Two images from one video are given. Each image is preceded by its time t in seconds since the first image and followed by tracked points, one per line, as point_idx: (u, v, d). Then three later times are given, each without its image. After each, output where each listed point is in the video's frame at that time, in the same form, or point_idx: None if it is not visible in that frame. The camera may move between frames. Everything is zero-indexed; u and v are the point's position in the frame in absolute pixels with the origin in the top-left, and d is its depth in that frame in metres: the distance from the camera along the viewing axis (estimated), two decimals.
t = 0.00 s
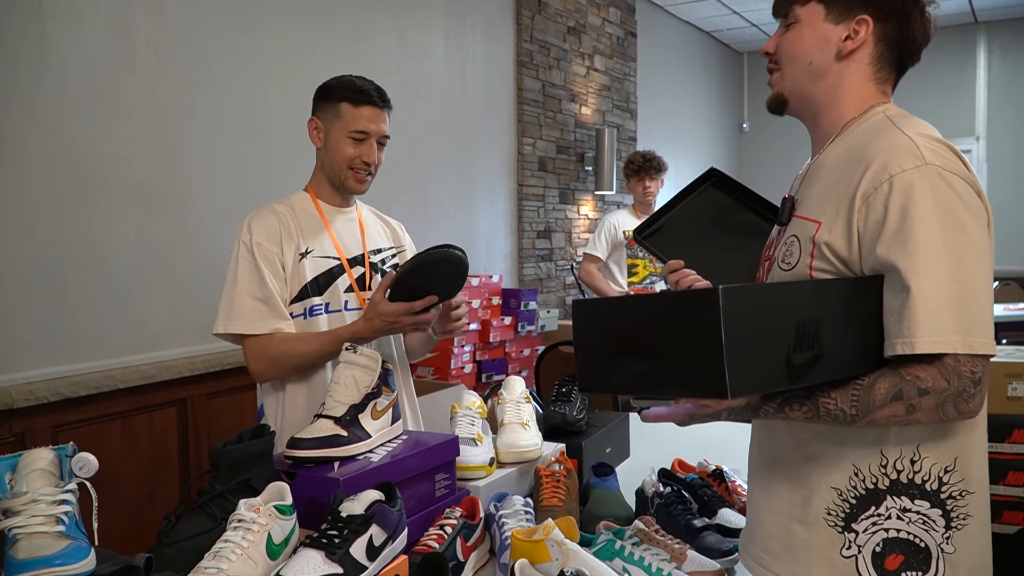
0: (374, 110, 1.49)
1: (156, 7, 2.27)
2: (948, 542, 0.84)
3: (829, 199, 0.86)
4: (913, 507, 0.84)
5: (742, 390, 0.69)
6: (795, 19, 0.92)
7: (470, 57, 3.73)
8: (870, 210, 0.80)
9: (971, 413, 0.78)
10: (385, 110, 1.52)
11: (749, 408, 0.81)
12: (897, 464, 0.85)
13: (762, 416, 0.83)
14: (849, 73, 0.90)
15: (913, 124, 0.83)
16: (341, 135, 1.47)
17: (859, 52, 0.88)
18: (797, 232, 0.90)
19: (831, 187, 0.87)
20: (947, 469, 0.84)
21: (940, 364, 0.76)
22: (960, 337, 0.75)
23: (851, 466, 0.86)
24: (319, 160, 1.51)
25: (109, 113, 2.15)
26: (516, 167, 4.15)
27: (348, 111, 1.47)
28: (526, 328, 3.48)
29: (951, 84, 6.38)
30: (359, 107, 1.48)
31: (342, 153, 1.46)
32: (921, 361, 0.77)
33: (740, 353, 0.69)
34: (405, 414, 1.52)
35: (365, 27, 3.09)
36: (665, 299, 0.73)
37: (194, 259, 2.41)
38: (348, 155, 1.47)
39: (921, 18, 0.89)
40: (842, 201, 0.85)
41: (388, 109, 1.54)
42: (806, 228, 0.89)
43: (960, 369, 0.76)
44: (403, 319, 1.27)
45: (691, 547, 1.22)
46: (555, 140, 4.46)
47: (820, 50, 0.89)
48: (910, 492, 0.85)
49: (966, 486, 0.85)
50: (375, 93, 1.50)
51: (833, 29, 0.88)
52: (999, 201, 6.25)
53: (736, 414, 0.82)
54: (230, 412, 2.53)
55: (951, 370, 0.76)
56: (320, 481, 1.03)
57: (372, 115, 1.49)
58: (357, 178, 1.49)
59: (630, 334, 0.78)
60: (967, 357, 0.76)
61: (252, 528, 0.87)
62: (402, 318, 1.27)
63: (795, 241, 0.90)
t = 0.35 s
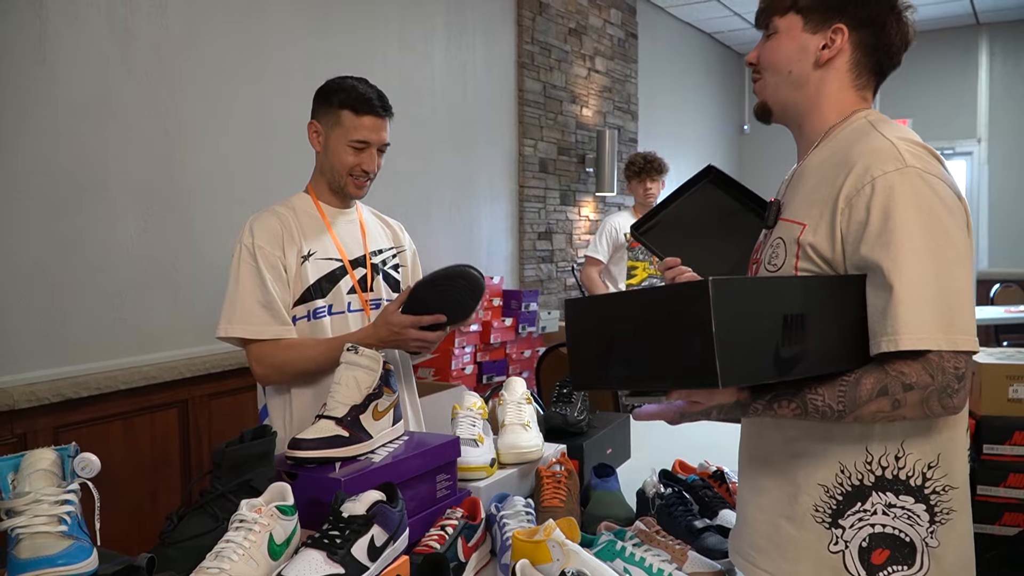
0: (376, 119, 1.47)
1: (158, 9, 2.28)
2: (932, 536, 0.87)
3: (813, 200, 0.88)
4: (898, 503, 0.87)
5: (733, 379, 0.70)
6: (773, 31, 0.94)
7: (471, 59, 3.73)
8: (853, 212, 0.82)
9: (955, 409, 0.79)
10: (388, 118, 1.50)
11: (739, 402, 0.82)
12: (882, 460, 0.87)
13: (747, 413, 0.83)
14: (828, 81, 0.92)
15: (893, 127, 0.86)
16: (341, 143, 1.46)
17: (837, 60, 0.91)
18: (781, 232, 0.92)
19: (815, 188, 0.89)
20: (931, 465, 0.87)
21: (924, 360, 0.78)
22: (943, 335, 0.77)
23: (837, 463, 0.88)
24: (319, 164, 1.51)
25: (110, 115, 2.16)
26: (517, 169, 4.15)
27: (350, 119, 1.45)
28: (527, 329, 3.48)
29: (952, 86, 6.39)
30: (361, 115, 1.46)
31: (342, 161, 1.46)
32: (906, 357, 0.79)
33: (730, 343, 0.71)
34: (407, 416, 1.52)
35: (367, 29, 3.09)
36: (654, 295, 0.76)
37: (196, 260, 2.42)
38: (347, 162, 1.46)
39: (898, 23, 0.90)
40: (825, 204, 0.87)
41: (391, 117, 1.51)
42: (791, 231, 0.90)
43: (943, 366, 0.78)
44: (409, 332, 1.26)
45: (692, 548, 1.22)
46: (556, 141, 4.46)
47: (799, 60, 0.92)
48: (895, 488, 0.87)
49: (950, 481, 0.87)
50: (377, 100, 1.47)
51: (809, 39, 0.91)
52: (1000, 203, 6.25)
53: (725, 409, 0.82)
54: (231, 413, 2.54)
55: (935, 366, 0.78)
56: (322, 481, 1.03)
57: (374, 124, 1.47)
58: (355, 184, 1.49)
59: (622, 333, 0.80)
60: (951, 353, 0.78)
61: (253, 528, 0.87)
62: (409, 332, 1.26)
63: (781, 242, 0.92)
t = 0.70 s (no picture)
0: (385, 126, 1.46)
1: (158, 10, 2.28)
2: (912, 532, 0.88)
3: (797, 207, 0.90)
4: (880, 500, 0.88)
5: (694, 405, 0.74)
6: (753, 50, 0.97)
7: (471, 59, 3.73)
8: (835, 220, 0.84)
9: (935, 412, 0.80)
10: (397, 126, 1.49)
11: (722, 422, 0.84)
12: (865, 459, 0.88)
13: (734, 432, 0.86)
14: (814, 87, 0.94)
15: (874, 136, 0.87)
16: (347, 146, 1.45)
17: (822, 64, 0.93)
18: (766, 242, 0.94)
19: (800, 194, 0.90)
20: (912, 463, 0.87)
21: (899, 368, 0.80)
22: (923, 340, 0.78)
23: (823, 462, 0.89)
24: (320, 163, 1.50)
25: (111, 115, 2.16)
26: (518, 169, 4.15)
27: (359, 123, 1.44)
28: (528, 329, 3.48)
29: (952, 86, 6.39)
30: (371, 121, 1.45)
31: (346, 164, 1.45)
32: (881, 367, 0.81)
33: (692, 371, 0.74)
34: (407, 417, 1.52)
35: (367, 30, 3.09)
36: (623, 328, 0.78)
37: (197, 260, 2.42)
38: (353, 167, 1.46)
39: (871, 15, 0.93)
40: (808, 211, 0.88)
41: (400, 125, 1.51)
42: (775, 238, 0.92)
43: (919, 371, 0.79)
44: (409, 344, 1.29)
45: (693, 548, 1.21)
46: (557, 141, 4.46)
47: (784, 71, 0.95)
48: (878, 486, 0.88)
49: (931, 478, 0.88)
50: (389, 110, 1.46)
51: (790, 50, 0.94)
52: (1002, 202, 6.23)
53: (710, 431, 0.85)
54: (232, 413, 2.54)
55: (911, 373, 0.79)
56: (323, 480, 1.03)
57: (382, 132, 1.46)
58: (356, 187, 1.49)
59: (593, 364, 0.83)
60: (928, 359, 0.79)
61: (255, 528, 0.87)
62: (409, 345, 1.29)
63: (768, 248, 0.94)
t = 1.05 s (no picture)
0: (395, 132, 1.46)
1: (163, 9, 2.28)
2: (899, 534, 0.87)
3: (785, 213, 0.90)
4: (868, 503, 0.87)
5: (674, 393, 0.71)
6: (732, 63, 0.98)
7: (475, 60, 3.73)
8: (820, 227, 0.84)
9: (917, 416, 0.80)
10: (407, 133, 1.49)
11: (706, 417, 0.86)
12: (853, 462, 0.87)
13: (718, 429, 0.86)
14: (794, 97, 0.94)
15: (858, 143, 0.87)
16: (355, 150, 1.45)
17: (800, 75, 0.93)
18: (756, 247, 0.94)
19: (788, 201, 0.90)
20: (899, 466, 0.87)
21: (881, 371, 0.79)
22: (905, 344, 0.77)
23: (811, 464, 0.89)
24: (328, 165, 1.50)
25: (114, 113, 2.16)
26: (520, 171, 4.15)
27: (369, 128, 1.44)
28: (530, 331, 3.48)
29: (956, 91, 6.39)
30: (380, 127, 1.44)
31: (354, 169, 1.45)
32: (863, 370, 0.80)
33: (673, 359, 0.72)
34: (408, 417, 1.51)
35: (371, 31, 3.09)
36: (613, 316, 0.77)
37: (199, 259, 2.42)
38: (360, 170, 1.46)
39: (847, 24, 0.93)
40: (794, 218, 0.88)
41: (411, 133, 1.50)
42: (765, 243, 0.92)
43: (901, 375, 0.79)
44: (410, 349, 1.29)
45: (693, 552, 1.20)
46: (559, 143, 4.46)
47: (764, 83, 0.95)
48: (865, 489, 0.87)
49: (918, 481, 0.87)
50: (399, 115, 1.46)
51: (768, 62, 0.94)
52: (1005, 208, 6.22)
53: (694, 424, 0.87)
54: (232, 413, 2.54)
55: (893, 376, 0.79)
56: (323, 481, 1.03)
57: (392, 137, 1.46)
58: (363, 191, 1.49)
59: (586, 353, 0.82)
60: (909, 363, 0.79)
61: (255, 530, 0.87)
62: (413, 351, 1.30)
63: (759, 254, 0.94)
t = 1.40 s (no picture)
0: (398, 141, 1.46)
1: (168, 11, 2.29)
2: (896, 537, 0.87)
3: (783, 220, 0.89)
4: (865, 505, 0.87)
5: (670, 402, 0.72)
6: (737, 65, 0.97)
7: (478, 63, 3.73)
8: (818, 235, 0.83)
9: (913, 421, 0.80)
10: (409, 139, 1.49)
11: (704, 424, 0.85)
12: (851, 465, 0.87)
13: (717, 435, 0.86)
14: (794, 104, 0.94)
15: (856, 151, 0.87)
16: (358, 158, 1.45)
17: (802, 82, 0.93)
18: (754, 253, 0.94)
19: (786, 208, 0.90)
20: (897, 469, 0.86)
21: (877, 376, 0.79)
22: (900, 349, 0.77)
23: (810, 467, 0.89)
24: (331, 173, 1.50)
25: (118, 115, 2.17)
26: (523, 174, 4.16)
27: (372, 136, 1.44)
28: (532, 334, 3.48)
29: (959, 96, 6.38)
30: (383, 135, 1.45)
31: (360, 178, 1.46)
32: (859, 374, 0.80)
33: (671, 371, 0.72)
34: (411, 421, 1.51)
35: (375, 34, 3.10)
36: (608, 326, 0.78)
37: (202, 261, 2.42)
38: (365, 179, 1.46)
39: (852, 36, 0.93)
40: (792, 225, 0.88)
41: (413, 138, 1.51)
42: (762, 250, 0.92)
43: (897, 380, 0.79)
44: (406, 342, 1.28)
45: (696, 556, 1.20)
46: (562, 146, 4.46)
47: (766, 88, 0.95)
48: (863, 491, 0.87)
49: (914, 484, 0.87)
50: (401, 123, 1.46)
51: (772, 67, 0.94)
52: (1009, 213, 6.21)
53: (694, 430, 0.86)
54: (235, 415, 2.54)
55: (889, 381, 0.79)
56: (325, 484, 1.03)
57: (394, 145, 1.46)
58: (369, 202, 1.50)
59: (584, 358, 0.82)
60: (904, 368, 0.78)
61: (260, 532, 0.87)
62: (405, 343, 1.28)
63: (756, 260, 0.93)
